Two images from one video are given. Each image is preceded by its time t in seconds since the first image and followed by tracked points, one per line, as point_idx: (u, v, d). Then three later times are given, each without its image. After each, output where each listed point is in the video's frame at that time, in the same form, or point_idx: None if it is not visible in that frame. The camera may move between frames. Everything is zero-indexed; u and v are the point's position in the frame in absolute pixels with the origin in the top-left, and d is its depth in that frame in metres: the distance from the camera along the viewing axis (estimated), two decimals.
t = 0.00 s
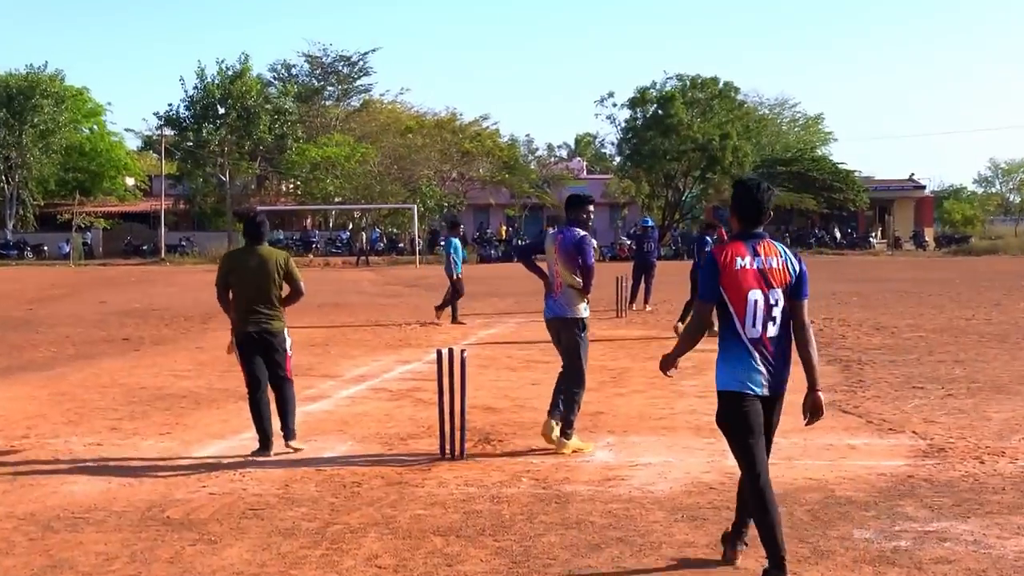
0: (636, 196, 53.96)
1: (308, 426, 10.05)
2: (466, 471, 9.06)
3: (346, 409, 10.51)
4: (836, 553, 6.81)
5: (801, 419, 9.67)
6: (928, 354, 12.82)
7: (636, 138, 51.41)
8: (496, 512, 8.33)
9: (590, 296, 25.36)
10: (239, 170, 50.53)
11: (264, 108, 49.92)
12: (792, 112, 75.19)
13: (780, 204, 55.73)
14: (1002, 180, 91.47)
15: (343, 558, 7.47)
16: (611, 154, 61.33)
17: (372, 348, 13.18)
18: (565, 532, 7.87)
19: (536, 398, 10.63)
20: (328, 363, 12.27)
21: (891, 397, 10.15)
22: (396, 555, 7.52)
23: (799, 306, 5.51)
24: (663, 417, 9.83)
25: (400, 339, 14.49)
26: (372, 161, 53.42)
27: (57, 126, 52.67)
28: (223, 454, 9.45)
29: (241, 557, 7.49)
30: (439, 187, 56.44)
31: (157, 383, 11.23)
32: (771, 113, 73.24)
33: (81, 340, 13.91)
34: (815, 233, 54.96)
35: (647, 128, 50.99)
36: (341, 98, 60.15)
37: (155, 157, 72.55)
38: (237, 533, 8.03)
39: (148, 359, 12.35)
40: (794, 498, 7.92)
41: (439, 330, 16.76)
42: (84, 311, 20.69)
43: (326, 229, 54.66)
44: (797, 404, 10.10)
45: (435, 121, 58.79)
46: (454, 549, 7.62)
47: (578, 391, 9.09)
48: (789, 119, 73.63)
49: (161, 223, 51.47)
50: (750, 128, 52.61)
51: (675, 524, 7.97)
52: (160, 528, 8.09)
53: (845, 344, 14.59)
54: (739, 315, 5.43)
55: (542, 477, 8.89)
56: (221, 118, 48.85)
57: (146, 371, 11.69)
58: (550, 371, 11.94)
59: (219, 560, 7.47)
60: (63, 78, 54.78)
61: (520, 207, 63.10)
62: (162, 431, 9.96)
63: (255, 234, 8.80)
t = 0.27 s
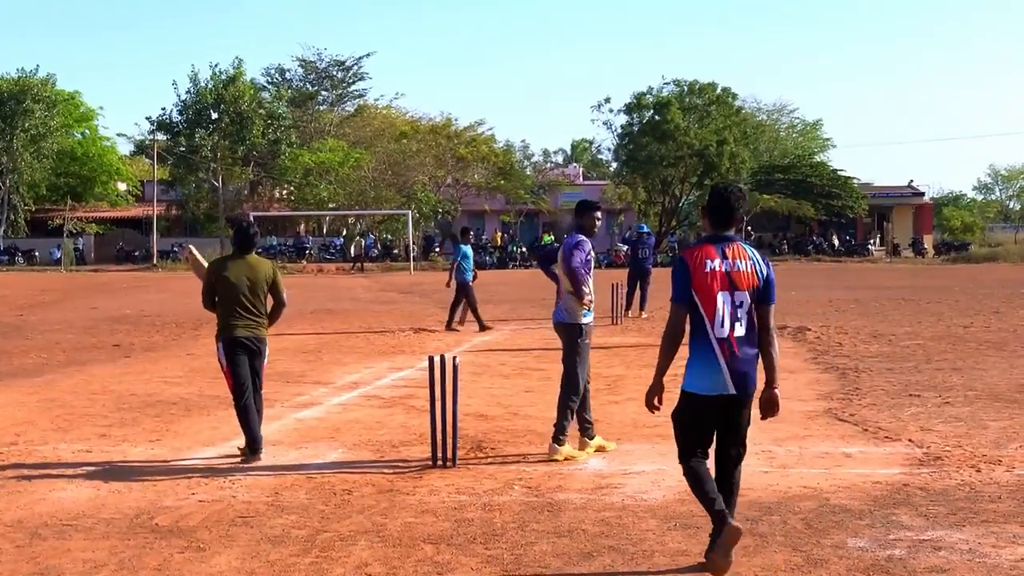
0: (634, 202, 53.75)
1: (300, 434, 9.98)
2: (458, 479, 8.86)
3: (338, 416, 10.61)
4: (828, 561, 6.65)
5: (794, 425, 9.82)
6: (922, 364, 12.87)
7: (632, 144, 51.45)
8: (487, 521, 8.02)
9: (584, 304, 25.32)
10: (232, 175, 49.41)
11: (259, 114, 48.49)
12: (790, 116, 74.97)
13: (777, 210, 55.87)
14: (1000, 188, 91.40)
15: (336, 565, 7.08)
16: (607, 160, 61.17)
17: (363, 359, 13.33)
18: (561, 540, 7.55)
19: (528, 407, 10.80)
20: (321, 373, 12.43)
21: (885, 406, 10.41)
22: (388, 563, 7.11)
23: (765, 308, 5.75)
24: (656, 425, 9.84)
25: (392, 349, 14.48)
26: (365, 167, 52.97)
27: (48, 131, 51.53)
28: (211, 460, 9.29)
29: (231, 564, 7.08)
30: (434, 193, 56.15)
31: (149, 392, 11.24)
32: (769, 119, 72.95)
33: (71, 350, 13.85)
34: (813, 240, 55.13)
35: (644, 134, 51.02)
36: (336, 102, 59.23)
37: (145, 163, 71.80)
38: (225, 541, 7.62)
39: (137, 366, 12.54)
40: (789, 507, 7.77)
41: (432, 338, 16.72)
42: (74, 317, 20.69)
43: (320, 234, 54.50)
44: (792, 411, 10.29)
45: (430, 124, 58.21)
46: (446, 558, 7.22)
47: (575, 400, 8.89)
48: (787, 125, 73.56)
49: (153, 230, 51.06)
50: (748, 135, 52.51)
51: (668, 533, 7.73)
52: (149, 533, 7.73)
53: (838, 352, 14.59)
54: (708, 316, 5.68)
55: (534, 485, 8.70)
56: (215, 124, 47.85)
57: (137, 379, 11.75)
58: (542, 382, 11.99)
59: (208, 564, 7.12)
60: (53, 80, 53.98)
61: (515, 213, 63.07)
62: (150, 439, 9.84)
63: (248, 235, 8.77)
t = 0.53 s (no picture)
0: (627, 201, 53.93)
1: (292, 434, 9.98)
2: (450, 478, 8.80)
3: (331, 414, 10.67)
4: (819, 559, 6.62)
5: (787, 423, 9.85)
6: (914, 362, 12.94)
7: (625, 142, 51.28)
8: (479, 520, 7.81)
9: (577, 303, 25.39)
10: (226, 175, 49.05)
11: (251, 111, 48.36)
12: (784, 115, 75.19)
13: (770, 209, 56.00)
14: (992, 185, 91.71)
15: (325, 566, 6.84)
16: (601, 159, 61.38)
17: (355, 358, 13.43)
18: (554, 536, 7.39)
19: (521, 406, 10.88)
20: (314, 372, 12.49)
21: (878, 403, 10.47)
22: (381, 562, 6.91)
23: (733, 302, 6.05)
24: (647, 425, 9.88)
25: (384, 348, 14.52)
26: (359, 166, 53.04)
27: (40, 130, 51.77)
28: (201, 461, 9.24)
29: (223, 563, 6.89)
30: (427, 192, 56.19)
31: (141, 391, 11.28)
32: (763, 117, 73.10)
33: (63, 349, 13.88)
34: (806, 238, 55.26)
35: (637, 132, 51.04)
36: (330, 102, 57.68)
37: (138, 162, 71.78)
38: (217, 540, 7.44)
39: (130, 365, 12.60)
40: (781, 506, 7.75)
41: (425, 337, 16.76)
42: (68, 316, 20.77)
43: (313, 234, 54.58)
44: (785, 409, 10.34)
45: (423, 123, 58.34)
46: (437, 557, 7.00)
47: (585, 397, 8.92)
48: (781, 123, 73.74)
49: (146, 228, 51.09)
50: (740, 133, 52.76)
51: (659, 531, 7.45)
52: (139, 532, 7.61)
53: (829, 350, 14.65)
54: (681, 310, 5.97)
55: (526, 483, 8.63)
56: (207, 123, 47.63)
57: (129, 378, 11.83)
58: (534, 381, 12.04)
59: (200, 561, 6.99)
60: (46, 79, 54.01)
61: (508, 212, 63.23)
62: (143, 439, 9.85)
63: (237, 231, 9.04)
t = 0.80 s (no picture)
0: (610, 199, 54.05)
1: (276, 433, 9.95)
2: (435, 476, 8.76)
3: (315, 413, 10.64)
4: (802, 555, 6.62)
5: (770, 419, 9.87)
6: (896, 358, 12.98)
7: (610, 140, 51.44)
8: (464, 517, 7.74)
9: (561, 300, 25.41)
10: (210, 174, 48.82)
11: (234, 110, 48.25)
12: (767, 113, 75.35)
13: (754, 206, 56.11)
14: (975, 183, 92.03)
15: (308, 563, 6.76)
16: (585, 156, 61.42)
17: (338, 356, 13.43)
18: (538, 533, 7.31)
19: (505, 403, 10.88)
20: (298, 370, 12.49)
21: (861, 399, 10.52)
22: (364, 559, 6.82)
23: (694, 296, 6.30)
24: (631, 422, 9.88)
25: (369, 346, 14.53)
26: (343, 164, 53.06)
27: (22, 128, 51.61)
28: (185, 460, 9.19)
29: (206, 562, 6.83)
30: (411, 190, 56.18)
31: (124, 390, 11.30)
32: (747, 114, 73.20)
33: (46, 349, 13.86)
34: (790, 236, 55.36)
35: (621, 130, 51.08)
36: (314, 100, 57.61)
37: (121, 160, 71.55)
38: (201, 539, 7.38)
39: (112, 364, 12.58)
40: (765, 502, 7.74)
41: (409, 335, 16.77)
42: (50, 315, 20.73)
43: (296, 232, 54.54)
44: (768, 406, 10.37)
45: (408, 121, 58.42)
46: (421, 554, 6.91)
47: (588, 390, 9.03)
48: (765, 121, 73.87)
49: (129, 227, 50.95)
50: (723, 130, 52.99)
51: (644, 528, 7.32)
52: (122, 532, 7.57)
53: (813, 346, 14.68)
54: (642, 305, 6.21)
55: (510, 481, 8.58)
56: (190, 121, 47.56)
57: (111, 377, 11.82)
58: (518, 379, 12.06)
59: (183, 559, 6.94)
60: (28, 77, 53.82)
61: (493, 210, 63.25)
62: (126, 438, 9.82)
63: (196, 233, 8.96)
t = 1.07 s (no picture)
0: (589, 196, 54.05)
1: (256, 430, 9.92)
2: (415, 472, 8.75)
3: (295, 410, 10.63)
4: (782, 550, 6.63)
5: (752, 416, 9.89)
6: (877, 354, 13.00)
7: (589, 136, 51.37)
8: (445, 514, 7.72)
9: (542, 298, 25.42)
10: (189, 171, 48.64)
11: (213, 107, 48.05)
12: (747, 109, 75.46)
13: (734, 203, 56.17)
14: (954, 179, 92.29)
15: (288, 561, 6.75)
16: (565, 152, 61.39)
17: (318, 353, 13.42)
18: (519, 528, 7.31)
19: (485, 400, 10.88)
20: (277, 368, 12.47)
21: (841, 395, 10.54)
22: (344, 556, 6.80)
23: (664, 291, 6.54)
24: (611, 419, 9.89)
25: (349, 343, 14.52)
26: (322, 161, 52.93)
27: None
28: (164, 458, 9.15)
29: (185, 561, 6.80)
30: (392, 187, 56.08)
31: (103, 387, 11.29)
32: (727, 111, 73.24)
33: (25, 346, 13.83)
34: (770, 232, 55.44)
35: (601, 126, 51.05)
36: (293, 97, 57.51)
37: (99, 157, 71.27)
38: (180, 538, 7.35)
39: (91, 362, 12.56)
40: (744, 498, 7.75)
41: (389, 332, 16.75)
42: (29, 313, 20.67)
43: (276, 229, 54.40)
44: (748, 402, 10.39)
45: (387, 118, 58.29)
46: (402, 551, 6.89)
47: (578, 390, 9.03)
48: (745, 117, 73.97)
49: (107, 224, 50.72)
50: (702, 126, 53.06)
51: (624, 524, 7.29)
52: (102, 529, 7.54)
53: (793, 342, 14.69)
54: (608, 298, 6.50)
55: (491, 478, 8.57)
56: (169, 117, 47.29)
57: (90, 374, 11.80)
58: (498, 375, 12.07)
59: (162, 557, 6.92)
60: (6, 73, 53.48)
61: (473, 206, 63.20)
62: (105, 436, 9.79)
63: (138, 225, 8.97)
